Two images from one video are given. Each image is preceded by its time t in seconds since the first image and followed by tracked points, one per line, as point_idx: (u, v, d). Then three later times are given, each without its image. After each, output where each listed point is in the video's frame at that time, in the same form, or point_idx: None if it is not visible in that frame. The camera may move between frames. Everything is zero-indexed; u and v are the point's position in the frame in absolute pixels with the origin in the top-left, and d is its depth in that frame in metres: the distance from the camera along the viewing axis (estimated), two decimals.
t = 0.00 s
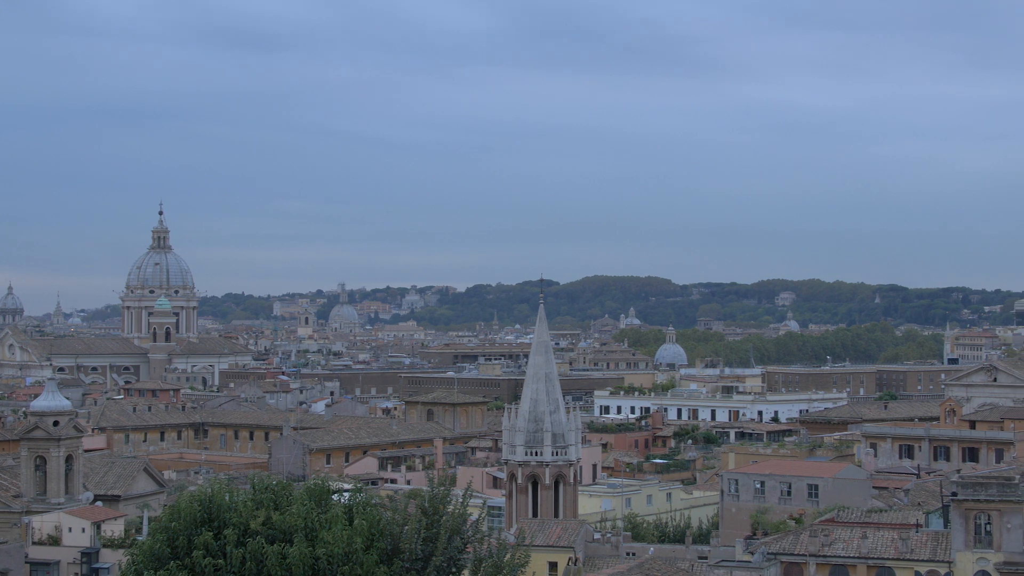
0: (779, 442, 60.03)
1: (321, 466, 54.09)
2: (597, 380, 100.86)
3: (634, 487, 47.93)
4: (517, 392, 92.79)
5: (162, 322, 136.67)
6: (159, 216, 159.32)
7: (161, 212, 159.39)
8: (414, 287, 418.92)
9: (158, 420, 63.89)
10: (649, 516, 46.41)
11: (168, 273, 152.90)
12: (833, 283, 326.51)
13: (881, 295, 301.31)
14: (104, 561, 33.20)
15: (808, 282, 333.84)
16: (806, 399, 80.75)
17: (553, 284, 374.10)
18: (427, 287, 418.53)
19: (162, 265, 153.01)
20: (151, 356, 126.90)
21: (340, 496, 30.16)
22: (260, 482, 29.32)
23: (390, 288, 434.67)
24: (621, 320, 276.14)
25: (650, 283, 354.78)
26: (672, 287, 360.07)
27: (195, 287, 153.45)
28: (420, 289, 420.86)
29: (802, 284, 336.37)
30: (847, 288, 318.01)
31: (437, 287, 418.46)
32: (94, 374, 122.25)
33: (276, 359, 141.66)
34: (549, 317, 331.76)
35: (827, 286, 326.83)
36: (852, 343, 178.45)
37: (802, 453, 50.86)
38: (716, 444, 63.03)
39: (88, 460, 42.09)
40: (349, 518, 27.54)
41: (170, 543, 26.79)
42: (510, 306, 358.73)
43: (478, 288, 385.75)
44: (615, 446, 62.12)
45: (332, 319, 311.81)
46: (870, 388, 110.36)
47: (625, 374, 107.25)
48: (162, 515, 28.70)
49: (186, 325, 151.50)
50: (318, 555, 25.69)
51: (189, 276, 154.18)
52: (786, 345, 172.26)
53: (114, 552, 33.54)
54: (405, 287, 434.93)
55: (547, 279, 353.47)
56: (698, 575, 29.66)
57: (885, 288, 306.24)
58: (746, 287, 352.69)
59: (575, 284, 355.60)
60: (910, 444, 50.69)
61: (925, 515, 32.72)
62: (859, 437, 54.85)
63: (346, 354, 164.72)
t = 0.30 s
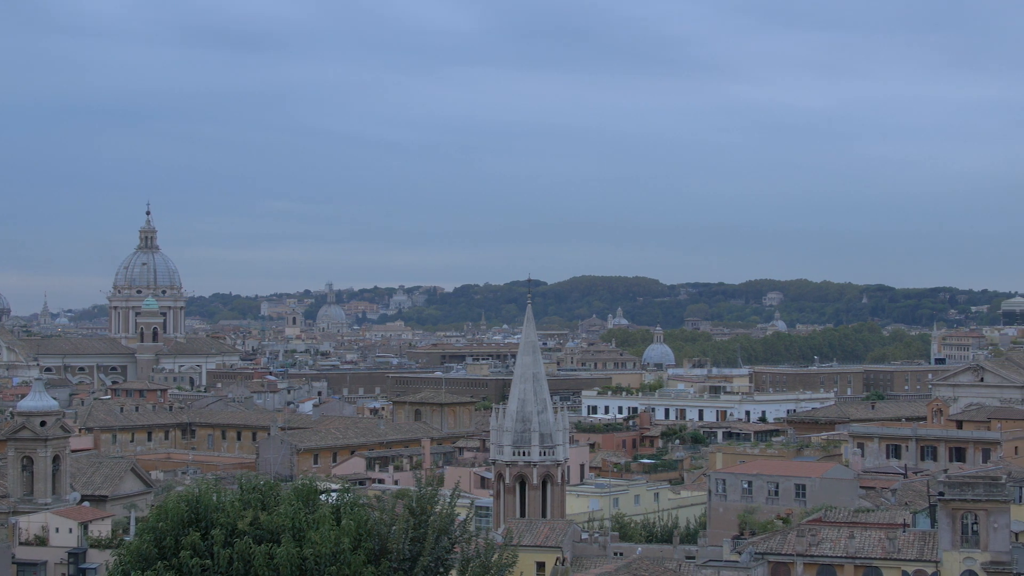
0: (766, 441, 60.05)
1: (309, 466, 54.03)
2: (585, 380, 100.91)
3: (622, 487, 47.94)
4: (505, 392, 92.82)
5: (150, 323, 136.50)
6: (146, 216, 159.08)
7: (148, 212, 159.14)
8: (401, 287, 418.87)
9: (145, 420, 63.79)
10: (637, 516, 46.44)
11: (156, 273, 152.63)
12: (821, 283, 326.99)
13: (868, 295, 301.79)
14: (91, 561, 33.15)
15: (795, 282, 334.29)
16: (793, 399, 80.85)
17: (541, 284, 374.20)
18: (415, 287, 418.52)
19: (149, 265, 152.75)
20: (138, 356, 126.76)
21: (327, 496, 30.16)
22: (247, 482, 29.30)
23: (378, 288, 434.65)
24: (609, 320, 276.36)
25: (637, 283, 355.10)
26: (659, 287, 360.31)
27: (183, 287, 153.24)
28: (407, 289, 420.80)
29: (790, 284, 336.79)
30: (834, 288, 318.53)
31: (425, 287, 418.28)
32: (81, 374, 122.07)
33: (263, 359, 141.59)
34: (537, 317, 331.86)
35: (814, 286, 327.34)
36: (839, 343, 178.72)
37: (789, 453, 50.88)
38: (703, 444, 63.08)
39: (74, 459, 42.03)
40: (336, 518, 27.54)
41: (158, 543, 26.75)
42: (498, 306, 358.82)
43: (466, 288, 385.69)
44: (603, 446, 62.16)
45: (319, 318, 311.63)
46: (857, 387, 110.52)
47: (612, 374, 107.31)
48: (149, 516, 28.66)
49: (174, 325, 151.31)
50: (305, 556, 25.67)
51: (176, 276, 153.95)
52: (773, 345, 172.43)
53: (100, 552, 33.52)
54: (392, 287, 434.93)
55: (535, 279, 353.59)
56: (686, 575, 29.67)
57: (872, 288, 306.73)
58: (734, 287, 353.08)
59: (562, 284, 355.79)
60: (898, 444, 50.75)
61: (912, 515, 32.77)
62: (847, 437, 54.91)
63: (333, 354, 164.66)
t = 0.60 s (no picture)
0: (754, 441, 60.09)
1: (296, 467, 53.98)
2: (572, 380, 100.97)
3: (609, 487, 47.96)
4: (492, 392, 92.83)
5: (137, 323, 136.32)
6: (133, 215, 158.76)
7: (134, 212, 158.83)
8: (389, 287, 418.74)
9: (132, 420, 63.68)
10: (624, 516, 46.47)
11: (143, 273, 152.37)
12: (808, 283, 327.43)
13: (855, 295, 302.26)
14: (77, 562, 32.93)
15: (782, 282, 334.73)
16: (781, 399, 80.95)
17: (528, 284, 374.22)
18: (402, 287, 418.42)
19: (136, 265, 152.47)
20: (125, 356, 126.61)
21: (315, 497, 30.14)
22: (234, 482, 29.29)
23: (365, 288, 434.51)
24: (596, 320, 276.49)
25: (624, 283, 355.34)
26: (647, 287, 360.57)
27: (170, 287, 153.00)
28: (395, 289, 420.70)
29: (777, 284, 337.21)
30: (821, 288, 319.00)
31: (412, 287, 418.10)
32: (67, 374, 121.91)
33: (251, 359, 141.59)
34: (524, 317, 331.91)
35: (801, 286, 327.81)
36: (826, 343, 178.98)
37: (776, 453, 50.91)
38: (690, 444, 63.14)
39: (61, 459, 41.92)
40: (324, 518, 27.54)
41: (144, 544, 26.70)
42: (485, 306, 358.89)
43: (453, 288, 385.58)
44: (590, 446, 62.21)
45: (306, 318, 311.43)
46: (844, 387, 110.67)
47: (600, 374, 107.37)
48: (136, 516, 28.60)
49: (161, 325, 151.09)
50: (292, 556, 25.64)
51: (163, 276, 153.70)
52: (761, 345, 172.62)
53: (87, 552, 33.41)
54: (380, 287, 434.75)
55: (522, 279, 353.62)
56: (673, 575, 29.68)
57: (859, 288, 307.21)
58: (721, 287, 353.51)
59: (550, 284, 355.96)
60: (885, 444, 50.81)
61: (898, 514, 32.81)
62: (834, 438, 54.90)
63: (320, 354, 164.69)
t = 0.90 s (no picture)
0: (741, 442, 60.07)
1: (283, 467, 53.94)
2: (560, 380, 100.99)
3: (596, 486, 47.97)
4: (479, 392, 92.85)
5: (124, 323, 136.14)
6: (120, 215, 158.48)
7: (121, 212, 158.54)
8: (376, 287, 418.58)
9: (119, 420, 63.57)
10: (611, 516, 46.48)
11: (130, 273, 152.12)
12: (795, 283, 327.90)
13: (843, 295, 302.69)
14: (64, 562, 32.89)
15: (769, 282, 335.13)
16: (768, 399, 81.01)
17: (515, 284, 374.28)
18: (390, 287, 418.27)
19: (122, 265, 152.22)
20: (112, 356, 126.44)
21: (302, 496, 30.12)
22: (222, 482, 29.25)
23: (353, 288, 434.33)
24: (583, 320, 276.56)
25: (612, 283, 355.58)
26: (634, 287, 360.79)
27: (157, 287, 152.79)
28: (382, 289, 420.51)
29: (764, 284, 337.60)
30: (809, 288, 319.43)
31: (400, 287, 417.90)
32: (54, 374, 121.76)
33: (238, 359, 141.59)
34: (512, 317, 332.04)
35: (788, 286, 328.31)
36: (813, 343, 179.16)
37: (763, 453, 50.93)
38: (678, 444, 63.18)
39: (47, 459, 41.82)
40: (311, 518, 27.52)
41: (132, 544, 26.66)
42: (472, 306, 358.91)
43: (440, 288, 385.54)
44: (578, 446, 62.22)
45: (294, 318, 311.14)
46: (831, 387, 110.79)
47: (587, 374, 107.40)
48: (123, 516, 28.56)
49: (148, 325, 150.87)
50: (280, 556, 25.61)
51: (150, 276, 153.47)
52: (748, 345, 172.80)
53: (74, 552, 33.35)
54: (367, 287, 434.52)
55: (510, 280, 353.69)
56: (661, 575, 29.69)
57: (846, 288, 307.65)
58: (708, 287, 353.83)
59: (537, 284, 355.99)
60: (872, 444, 50.87)
61: (885, 514, 32.84)
62: (821, 437, 54.96)
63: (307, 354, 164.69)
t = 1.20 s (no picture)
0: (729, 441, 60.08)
1: (271, 467, 53.88)
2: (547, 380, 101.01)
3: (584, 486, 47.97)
4: (467, 392, 92.85)
5: (111, 323, 135.89)
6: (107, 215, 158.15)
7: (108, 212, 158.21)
8: (364, 287, 418.39)
9: (106, 420, 63.43)
10: (599, 516, 46.49)
11: (117, 273, 151.83)
12: (783, 283, 328.40)
13: (830, 295, 303.15)
14: (50, 562, 32.78)
15: (757, 282, 335.52)
16: (755, 399, 81.09)
17: (503, 284, 374.36)
18: (377, 287, 418.08)
19: (109, 265, 151.91)
20: (99, 356, 126.21)
21: (290, 497, 30.09)
22: (209, 483, 29.21)
23: (340, 288, 434.04)
24: (571, 320, 276.62)
25: (600, 283, 355.77)
26: (622, 287, 360.98)
27: (144, 287, 152.51)
28: (370, 289, 420.29)
29: (752, 283, 337.99)
30: (796, 288, 319.82)
31: (387, 287, 417.70)
32: (41, 375, 121.56)
33: (225, 359, 141.54)
34: (499, 316, 332.08)
35: (776, 286, 328.76)
36: (801, 343, 179.35)
37: (751, 453, 50.97)
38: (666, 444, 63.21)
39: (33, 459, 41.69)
40: (299, 519, 27.49)
41: (119, 545, 26.59)
42: (460, 306, 358.88)
43: (428, 288, 385.43)
44: (565, 446, 62.24)
45: (281, 318, 310.81)
46: (819, 387, 110.95)
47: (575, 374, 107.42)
48: (110, 517, 28.49)
49: (135, 325, 150.61)
50: (267, 556, 25.58)
51: (137, 276, 153.18)
52: (736, 345, 173.03)
53: (61, 553, 33.26)
54: (355, 287, 434.34)
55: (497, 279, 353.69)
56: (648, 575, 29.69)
57: (833, 288, 308.08)
58: (696, 287, 354.14)
59: (524, 284, 356.00)
60: (859, 444, 50.96)
61: (871, 514, 32.88)
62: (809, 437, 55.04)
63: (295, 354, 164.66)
